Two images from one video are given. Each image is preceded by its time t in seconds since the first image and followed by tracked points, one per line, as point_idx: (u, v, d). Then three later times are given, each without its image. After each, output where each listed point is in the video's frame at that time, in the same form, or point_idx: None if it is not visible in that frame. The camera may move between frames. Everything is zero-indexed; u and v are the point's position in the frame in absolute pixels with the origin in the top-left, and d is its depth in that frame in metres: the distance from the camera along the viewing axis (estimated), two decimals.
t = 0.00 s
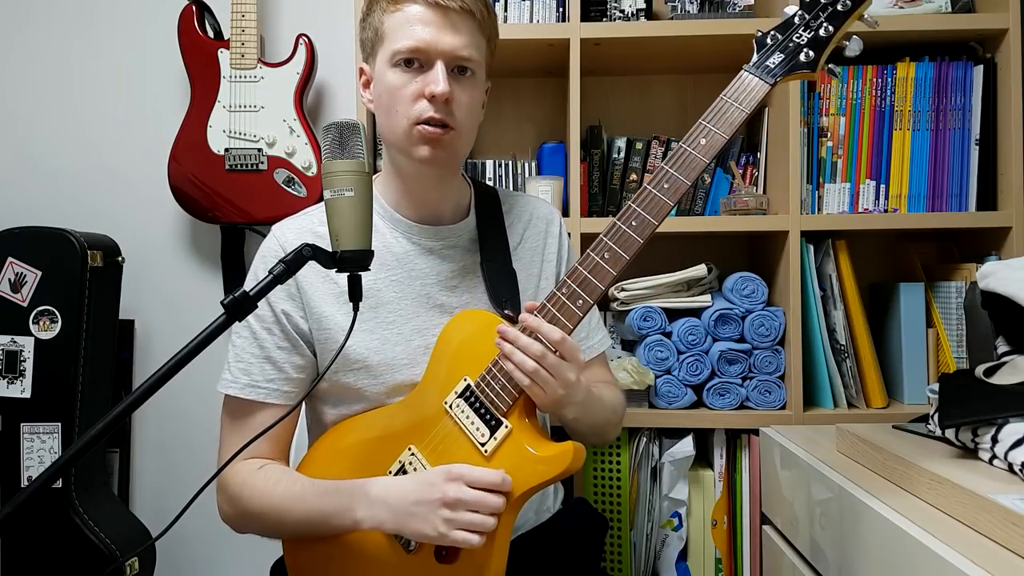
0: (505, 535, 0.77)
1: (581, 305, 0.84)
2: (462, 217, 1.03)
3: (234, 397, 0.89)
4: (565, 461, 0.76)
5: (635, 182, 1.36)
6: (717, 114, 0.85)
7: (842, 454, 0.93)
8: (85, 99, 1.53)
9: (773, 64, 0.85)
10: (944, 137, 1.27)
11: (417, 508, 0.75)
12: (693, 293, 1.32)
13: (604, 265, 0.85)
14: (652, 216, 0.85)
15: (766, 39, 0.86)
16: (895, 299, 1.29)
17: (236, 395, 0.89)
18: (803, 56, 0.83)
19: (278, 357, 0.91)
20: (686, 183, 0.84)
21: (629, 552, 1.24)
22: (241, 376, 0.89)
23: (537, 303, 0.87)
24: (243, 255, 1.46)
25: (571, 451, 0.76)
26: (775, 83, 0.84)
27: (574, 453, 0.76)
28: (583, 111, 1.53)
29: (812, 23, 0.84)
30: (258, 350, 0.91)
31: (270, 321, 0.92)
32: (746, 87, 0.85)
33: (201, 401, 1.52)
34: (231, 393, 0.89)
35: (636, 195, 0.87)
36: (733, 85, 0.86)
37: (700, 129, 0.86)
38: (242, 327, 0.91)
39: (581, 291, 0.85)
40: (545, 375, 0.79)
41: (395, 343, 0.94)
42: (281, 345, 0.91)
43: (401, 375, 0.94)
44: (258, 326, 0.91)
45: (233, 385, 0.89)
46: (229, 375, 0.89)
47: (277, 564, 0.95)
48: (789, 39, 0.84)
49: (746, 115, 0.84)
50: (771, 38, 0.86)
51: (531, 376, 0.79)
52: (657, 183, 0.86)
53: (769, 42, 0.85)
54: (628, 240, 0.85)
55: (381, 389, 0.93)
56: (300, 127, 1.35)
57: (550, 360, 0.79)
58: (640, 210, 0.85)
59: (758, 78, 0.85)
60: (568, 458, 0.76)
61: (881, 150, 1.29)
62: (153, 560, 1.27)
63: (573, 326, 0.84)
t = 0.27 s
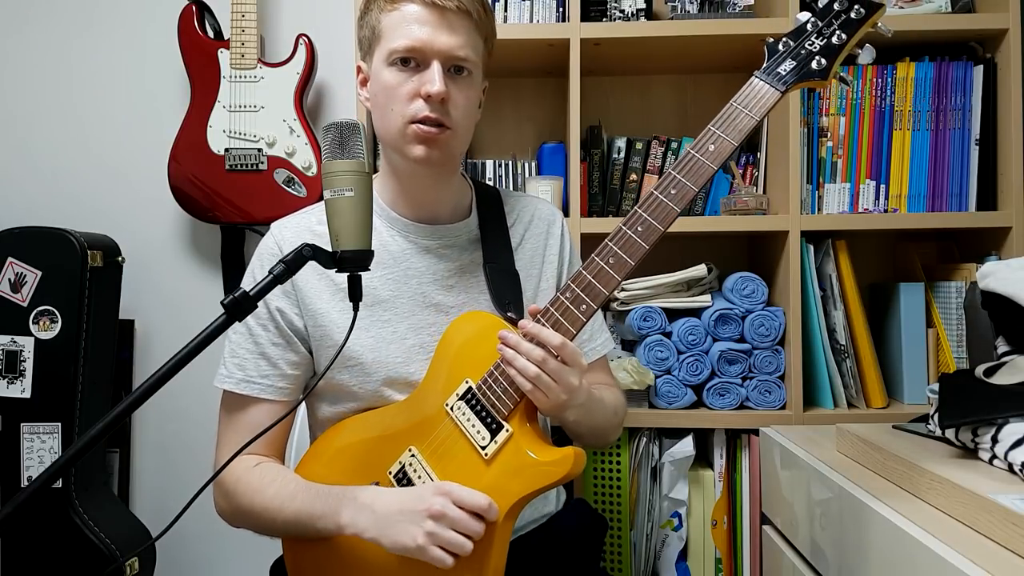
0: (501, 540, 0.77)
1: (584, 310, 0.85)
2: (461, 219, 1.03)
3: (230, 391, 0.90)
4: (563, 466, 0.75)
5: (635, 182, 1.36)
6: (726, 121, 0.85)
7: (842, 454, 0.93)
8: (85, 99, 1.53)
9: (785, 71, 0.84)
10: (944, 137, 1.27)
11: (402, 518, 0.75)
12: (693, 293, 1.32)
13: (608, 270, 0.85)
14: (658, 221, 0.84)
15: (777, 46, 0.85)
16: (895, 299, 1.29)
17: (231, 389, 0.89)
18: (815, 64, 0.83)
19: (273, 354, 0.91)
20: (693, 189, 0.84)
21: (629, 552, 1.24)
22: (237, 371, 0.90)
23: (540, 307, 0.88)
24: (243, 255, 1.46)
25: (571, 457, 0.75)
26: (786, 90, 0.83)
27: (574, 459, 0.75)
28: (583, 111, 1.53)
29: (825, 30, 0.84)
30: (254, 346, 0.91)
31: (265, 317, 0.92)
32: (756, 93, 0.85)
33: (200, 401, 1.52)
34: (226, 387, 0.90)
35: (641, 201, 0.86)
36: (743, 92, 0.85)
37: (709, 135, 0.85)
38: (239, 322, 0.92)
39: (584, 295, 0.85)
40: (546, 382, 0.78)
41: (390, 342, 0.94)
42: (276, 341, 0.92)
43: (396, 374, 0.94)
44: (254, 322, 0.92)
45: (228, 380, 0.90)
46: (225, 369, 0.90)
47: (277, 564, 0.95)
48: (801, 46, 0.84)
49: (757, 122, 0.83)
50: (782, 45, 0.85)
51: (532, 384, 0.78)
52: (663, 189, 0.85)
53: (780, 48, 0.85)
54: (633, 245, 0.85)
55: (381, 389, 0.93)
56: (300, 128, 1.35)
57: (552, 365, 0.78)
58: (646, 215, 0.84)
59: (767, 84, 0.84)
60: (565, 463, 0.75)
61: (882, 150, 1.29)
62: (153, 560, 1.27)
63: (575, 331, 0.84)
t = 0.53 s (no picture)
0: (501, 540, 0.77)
1: (586, 312, 0.85)
2: (457, 219, 1.03)
3: (226, 394, 0.90)
4: (563, 468, 0.75)
5: (635, 182, 1.36)
6: (728, 125, 0.86)
7: (842, 454, 0.93)
8: (85, 99, 1.53)
9: (786, 75, 0.85)
10: (944, 137, 1.27)
11: (399, 528, 0.75)
12: (693, 293, 1.32)
13: (610, 272, 0.85)
14: (661, 224, 0.85)
15: (780, 50, 0.87)
16: (895, 299, 1.29)
17: (228, 393, 0.89)
18: (816, 68, 0.84)
19: (269, 356, 0.91)
20: (696, 193, 0.84)
21: (629, 552, 1.24)
22: (234, 374, 0.90)
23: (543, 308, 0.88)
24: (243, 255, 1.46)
25: (572, 458, 0.76)
26: (787, 94, 0.84)
27: (574, 461, 0.76)
28: (583, 111, 1.53)
29: (827, 34, 0.85)
30: (250, 349, 0.91)
31: (261, 320, 0.92)
32: (758, 97, 0.86)
33: (200, 401, 1.52)
34: (223, 391, 0.90)
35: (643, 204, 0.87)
36: (744, 96, 0.86)
37: (711, 140, 0.86)
38: (234, 326, 0.92)
39: (586, 297, 0.85)
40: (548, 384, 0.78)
41: (387, 343, 0.94)
42: (273, 344, 0.92)
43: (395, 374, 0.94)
44: (250, 325, 0.92)
45: (225, 384, 0.90)
46: (222, 373, 0.90)
47: (276, 564, 0.95)
48: (803, 51, 0.85)
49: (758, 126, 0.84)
50: (784, 50, 0.86)
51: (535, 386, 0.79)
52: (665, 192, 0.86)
53: (782, 53, 0.86)
54: (635, 248, 0.85)
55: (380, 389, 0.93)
56: (300, 128, 1.35)
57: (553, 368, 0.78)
58: (648, 217, 0.85)
59: (770, 89, 0.85)
60: (565, 464, 0.76)
61: (882, 150, 1.29)
62: (153, 560, 1.27)
63: (577, 332, 0.84)
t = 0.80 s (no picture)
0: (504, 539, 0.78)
1: (591, 314, 0.85)
2: (456, 215, 1.04)
3: (224, 393, 0.90)
4: (567, 469, 0.76)
5: (635, 182, 1.36)
6: (732, 133, 0.88)
7: (842, 454, 0.93)
8: (85, 98, 1.53)
9: (791, 85, 0.88)
10: (944, 137, 1.27)
11: (405, 529, 0.75)
12: (693, 293, 1.32)
13: (615, 275, 0.86)
14: (665, 229, 0.86)
15: (783, 61, 0.89)
16: (895, 299, 1.29)
17: (225, 391, 0.90)
18: (820, 79, 0.87)
19: (266, 355, 0.91)
20: (701, 199, 0.86)
21: (629, 552, 1.24)
22: (231, 373, 0.90)
23: (548, 310, 0.89)
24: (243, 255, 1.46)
25: (576, 459, 0.76)
26: (791, 103, 0.87)
27: (579, 461, 0.76)
28: (583, 111, 1.53)
29: (831, 46, 0.88)
30: (247, 348, 0.91)
31: (258, 319, 0.92)
32: (762, 106, 0.88)
33: (200, 401, 1.52)
34: (221, 389, 0.90)
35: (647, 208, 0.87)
36: (750, 105, 0.89)
37: (716, 147, 0.88)
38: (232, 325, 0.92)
39: (592, 299, 0.85)
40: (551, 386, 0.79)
41: (385, 340, 0.94)
42: (270, 343, 0.92)
43: (394, 372, 0.94)
44: (247, 324, 0.92)
45: (223, 382, 0.90)
46: (219, 371, 0.90)
47: (277, 564, 0.95)
48: (807, 62, 0.88)
49: (762, 135, 0.87)
50: (788, 60, 0.89)
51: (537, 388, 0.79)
52: (672, 198, 0.87)
53: (787, 63, 0.89)
54: (640, 252, 0.86)
55: (379, 388, 0.93)
56: (300, 128, 1.35)
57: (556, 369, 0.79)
58: (653, 222, 0.86)
59: (774, 98, 0.88)
60: (569, 465, 0.76)
61: (882, 150, 1.29)
62: (153, 560, 1.27)
63: (582, 334, 0.84)
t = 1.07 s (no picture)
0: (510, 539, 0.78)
1: (598, 316, 0.85)
2: (451, 216, 1.04)
3: (223, 397, 0.90)
4: (574, 469, 0.76)
5: (635, 182, 1.36)
6: (738, 137, 0.88)
7: (842, 454, 0.93)
8: (85, 98, 1.53)
9: (795, 91, 0.88)
10: (944, 137, 1.27)
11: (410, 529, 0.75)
12: (693, 293, 1.32)
13: (622, 277, 0.86)
14: (670, 232, 0.86)
15: (788, 66, 0.90)
16: (895, 299, 1.29)
17: (225, 395, 0.90)
18: (825, 85, 0.88)
19: (265, 358, 0.91)
20: (707, 202, 0.86)
21: (629, 552, 1.24)
22: (230, 376, 0.90)
23: (554, 311, 0.89)
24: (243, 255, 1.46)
25: (583, 460, 0.77)
26: (796, 108, 0.88)
27: (586, 463, 0.77)
28: (583, 111, 1.53)
29: (834, 52, 0.89)
30: (246, 351, 0.91)
31: (256, 323, 0.92)
32: (767, 111, 0.89)
33: (200, 401, 1.52)
34: (220, 393, 0.90)
35: (653, 212, 0.88)
36: (755, 110, 0.89)
37: (721, 151, 0.88)
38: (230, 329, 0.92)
39: (597, 302, 0.86)
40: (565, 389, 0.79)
41: (383, 340, 0.94)
42: (268, 346, 0.91)
43: (394, 372, 0.94)
44: (245, 328, 0.92)
45: (222, 386, 0.90)
46: (218, 375, 0.90)
47: (277, 564, 0.95)
48: (811, 67, 0.88)
49: (767, 140, 0.87)
50: (793, 65, 0.90)
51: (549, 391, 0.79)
52: (677, 201, 0.87)
53: (791, 69, 0.89)
54: (646, 254, 0.87)
55: (379, 389, 0.94)
56: (300, 128, 1.35)
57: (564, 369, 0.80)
58: (659, 225, 0.86)
59: (778, 103, 0.88)
60: (575, 465, 0.76)
61: (882, 150, 1.29)
62: (153, 560, 1.27)
63: (589, 336, 0.85)
